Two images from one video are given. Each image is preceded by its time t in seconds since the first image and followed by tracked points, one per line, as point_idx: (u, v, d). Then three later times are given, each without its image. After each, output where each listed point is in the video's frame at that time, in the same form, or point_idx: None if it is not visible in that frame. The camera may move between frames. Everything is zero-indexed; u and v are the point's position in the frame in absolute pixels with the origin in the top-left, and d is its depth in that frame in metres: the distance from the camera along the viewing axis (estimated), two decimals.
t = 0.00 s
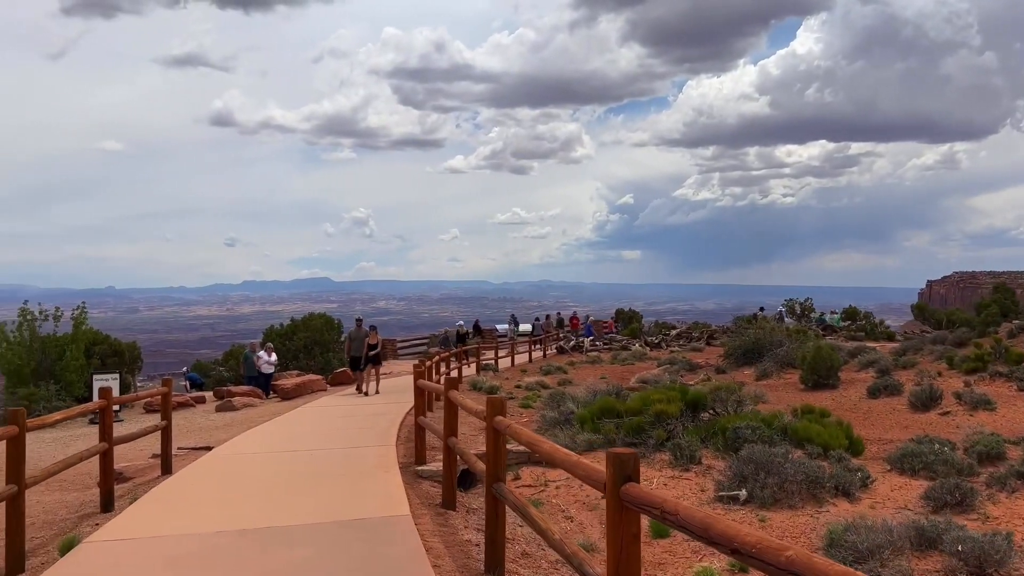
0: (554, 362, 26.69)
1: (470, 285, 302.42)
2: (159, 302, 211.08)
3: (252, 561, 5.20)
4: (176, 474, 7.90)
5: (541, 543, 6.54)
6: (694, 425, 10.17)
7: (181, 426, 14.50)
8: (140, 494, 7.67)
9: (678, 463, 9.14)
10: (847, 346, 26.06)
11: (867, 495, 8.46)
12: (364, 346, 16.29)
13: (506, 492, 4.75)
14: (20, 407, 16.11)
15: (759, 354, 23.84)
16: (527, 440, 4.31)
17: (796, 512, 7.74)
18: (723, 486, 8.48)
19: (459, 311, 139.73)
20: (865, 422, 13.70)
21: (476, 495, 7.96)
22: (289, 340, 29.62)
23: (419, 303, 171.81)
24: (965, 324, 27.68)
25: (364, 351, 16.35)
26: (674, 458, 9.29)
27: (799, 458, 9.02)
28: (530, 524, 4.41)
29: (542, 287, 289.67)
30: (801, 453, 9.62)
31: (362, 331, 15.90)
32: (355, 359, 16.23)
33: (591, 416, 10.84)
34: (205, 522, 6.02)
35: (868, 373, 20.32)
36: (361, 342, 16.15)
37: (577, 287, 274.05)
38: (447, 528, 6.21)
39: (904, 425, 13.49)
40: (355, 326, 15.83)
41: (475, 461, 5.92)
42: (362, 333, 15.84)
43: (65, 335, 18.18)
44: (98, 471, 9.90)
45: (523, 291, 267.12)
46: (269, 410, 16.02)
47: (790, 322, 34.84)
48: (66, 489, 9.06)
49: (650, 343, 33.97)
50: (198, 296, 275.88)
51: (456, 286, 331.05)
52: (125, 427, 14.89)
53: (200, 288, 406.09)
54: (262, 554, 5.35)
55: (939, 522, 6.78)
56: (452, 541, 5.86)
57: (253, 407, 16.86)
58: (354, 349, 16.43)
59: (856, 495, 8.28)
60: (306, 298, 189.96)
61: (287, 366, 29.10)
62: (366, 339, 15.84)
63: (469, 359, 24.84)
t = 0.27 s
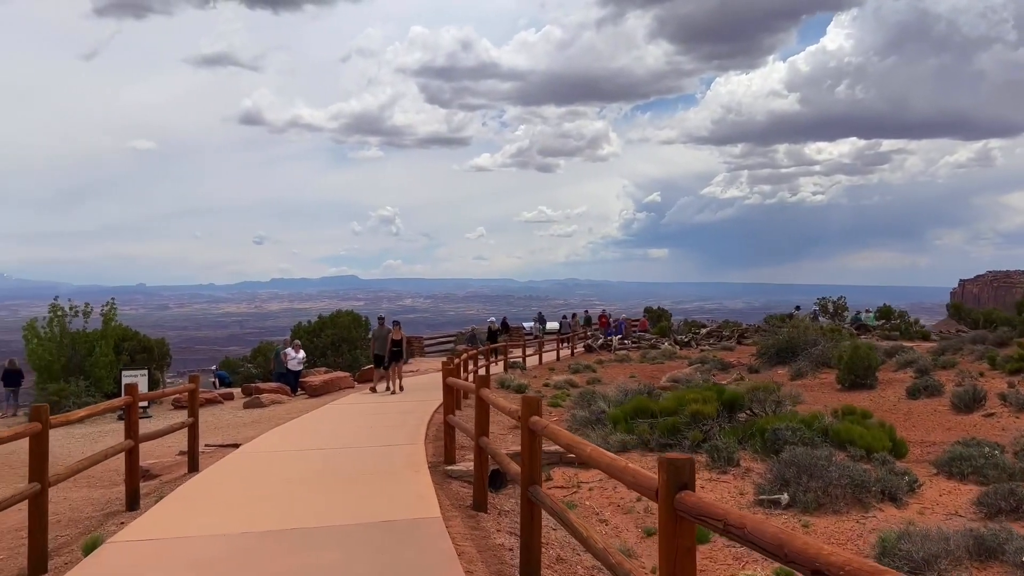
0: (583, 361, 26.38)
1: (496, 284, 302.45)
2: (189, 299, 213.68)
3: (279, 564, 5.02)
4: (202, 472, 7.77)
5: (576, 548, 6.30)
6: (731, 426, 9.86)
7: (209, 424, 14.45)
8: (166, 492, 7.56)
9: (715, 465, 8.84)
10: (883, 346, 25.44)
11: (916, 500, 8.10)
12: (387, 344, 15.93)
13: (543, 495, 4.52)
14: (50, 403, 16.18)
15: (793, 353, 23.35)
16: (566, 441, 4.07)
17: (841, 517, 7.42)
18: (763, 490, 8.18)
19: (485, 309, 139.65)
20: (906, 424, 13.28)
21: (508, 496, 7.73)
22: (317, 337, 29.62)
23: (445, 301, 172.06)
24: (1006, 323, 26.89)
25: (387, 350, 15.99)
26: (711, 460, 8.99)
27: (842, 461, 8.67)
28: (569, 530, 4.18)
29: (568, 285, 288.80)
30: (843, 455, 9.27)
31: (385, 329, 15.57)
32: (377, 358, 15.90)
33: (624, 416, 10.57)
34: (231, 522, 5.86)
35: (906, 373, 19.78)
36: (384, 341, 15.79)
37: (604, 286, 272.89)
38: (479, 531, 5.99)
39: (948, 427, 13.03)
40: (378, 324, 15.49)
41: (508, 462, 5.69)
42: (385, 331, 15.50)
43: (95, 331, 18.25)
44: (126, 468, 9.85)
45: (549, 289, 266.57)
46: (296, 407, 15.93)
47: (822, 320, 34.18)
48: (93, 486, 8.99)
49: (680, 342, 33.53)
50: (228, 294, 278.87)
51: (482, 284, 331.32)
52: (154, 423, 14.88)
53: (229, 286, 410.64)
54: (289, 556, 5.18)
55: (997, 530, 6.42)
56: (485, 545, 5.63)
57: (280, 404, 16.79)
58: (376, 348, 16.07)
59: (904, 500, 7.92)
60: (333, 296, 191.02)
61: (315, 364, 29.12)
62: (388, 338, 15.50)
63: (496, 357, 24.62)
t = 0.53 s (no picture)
0: (610, 358, 26.10)
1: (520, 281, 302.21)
2: (217, 296, 215.96)
3: (307, 568, 4.86)
4: (228, 471, 7.65)
5: (612, 555, 6.07)
6: (769, 427, 9.58)
7: (237, 421, 14.41)
8: (193, 492, 7.46)
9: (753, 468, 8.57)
10: (919, 345, 24.86)
11: (964, 506, 7.76)
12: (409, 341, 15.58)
13: (582, 502, 4.30)
14: (81, 399, 16.27)
15: (825, 352, 22.90)
16: (609, 447, 3.84)
17: (887, 523, 7.11)
18: (804, 494, 7.89)
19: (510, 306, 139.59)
20: (947, 425, 12.87)
21: (539, 498, 7.53)
22: (343, 334, 29.62)
23: (470, 298, 172.25)
24: None
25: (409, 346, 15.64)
26: (749, 461, 8.72)
27: (885, 464, 8.36)
28: (611, 540, 3.96)
29: (593, 282, 287.79)
30: (885, 458, 8.94)
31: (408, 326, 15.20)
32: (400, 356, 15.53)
33: (657, 417, 10.32)
34: (258, 525, 5.73)
35: (944, 373, 19.27)
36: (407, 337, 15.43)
37: (629, 283, 271.57)
38: (513, 536, 5.79)
39: (991, 429, 12.60)
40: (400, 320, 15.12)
41: (544, 466, 5.49)
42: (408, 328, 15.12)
43: (124, 328, 18.32)
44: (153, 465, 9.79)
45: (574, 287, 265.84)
46: (323, 404, 15.86)
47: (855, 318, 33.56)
48: (121, 484, 8.95)
49: (708, 340, 33.08)
50: (255, 291, 281.56)
51: (507, 281, 331.28)
52: (182, 420, 14.88)
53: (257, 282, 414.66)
54: (318, 560, 5.02)
55: None
56: (519, 552, 5.43)
57: (307, 400, 16.74)
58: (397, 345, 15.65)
59: (952, 507, 7.60)
60: (359, 293, 192.08)
61: (341, 360, 29.12)
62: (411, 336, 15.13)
63: (523, 354, 24.42)
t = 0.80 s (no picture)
0: (637, 355, 25.78)
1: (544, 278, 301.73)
2: (244, 292, 217.98)
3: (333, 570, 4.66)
4: (253, 469, 7.50)
5: (650, 557, 5.81)
6: (807, 425, 9.26)
7: (262, 416, 14.33)
8: (218, 488, 7.32)
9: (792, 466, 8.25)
10: (955, 341, 24.25)
11: (1017, 508, 7.40)
12: (430, 336, 15.23)
13: (623, 503, 4.05)
14: (107, 394, 16.29)
15: (857, 349, 22.42)
16: (655, 446, 3.59)
17: (936, 526, 6.78)
18: (848, 495, 7.57)
19: (534, 303, 139.36)
20: (990, 424, 12.43)
21: (571, 498, 7.29)
22: (368, 330, 29.56)
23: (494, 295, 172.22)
24: None
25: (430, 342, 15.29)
26: (787, 460, 8.41)
27: (931, 463, 8.01)
28: (657, 545, 3.71)
29: (618, 279, 286.54)
30: (930, 457, 8.59)
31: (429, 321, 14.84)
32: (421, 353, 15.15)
33: (691, 414, 10.03)
34: (284, 524, 5.55)
35: (983, 370, 18.74)
36: (427, 332, 15.07)
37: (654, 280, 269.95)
38: (546, 537, 5.55)
39: None
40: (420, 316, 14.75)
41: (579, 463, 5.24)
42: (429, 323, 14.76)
43: (150, 323, 18.34)
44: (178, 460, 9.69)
45: (598, 283, 264.89)
46: (348, 399, 15.74)
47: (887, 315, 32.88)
48: (145, 480, 8.85)
49: (736, 337, 32.60)
50: (281, 287, 283.87)
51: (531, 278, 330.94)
52: (208, 416, 14.84)
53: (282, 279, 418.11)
54: (344, 561, 4.82)
55: None
56: (554, 554, 5.19)
57: (332, 396, 16.64)
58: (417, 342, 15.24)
59: (1005, 509, 7.24)
60: (383, 290, 192.89)
61: (366, 356, 29.07)
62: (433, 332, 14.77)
63: (549, 350, 24.19)
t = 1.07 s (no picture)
0: (659, 351, 25.48)
1: (564, 274, 301.06)
2: (265, 289, 219.32)
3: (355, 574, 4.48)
4: (274, 467, 7.38)
5: (683, 563, 5.58)
6: (841, 425, 8.99)
7: (283, 412, 14.25)
8: (238, 487, 7.20)
9: (826, 467, 7.98)
10: (986, 338, 23.71)
11: None
12: (450, 334, 14.82)
13: (660, 508, 3.85)
14: (129, 389, 16.30)
15: (885, 346, 21.98)
16: (696, 450, 3.37)
17: (979, 529, 6.49)
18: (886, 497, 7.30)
19: (553, 299, 139.05)
20: None
21: (598, 499, 7.08)
22: (388, 326, 29.48)
23: (514, 291, 172.09)
24: None
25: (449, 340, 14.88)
26: (821, 461, 8.14)
27: (972, 464, 7.71)
28: (698, 554, 3.49)
29: (638, 275, 285.23)
30: (969, 458, 8.27)
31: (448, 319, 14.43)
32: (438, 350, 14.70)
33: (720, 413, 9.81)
34: (304, 525, 5.39)
35: (1017, 367, 18.26)
36: (447, 329, 14.65)
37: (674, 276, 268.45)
38: (575, 541, 5.34)
39: None
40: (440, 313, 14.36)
41: (610, 465, 5.02)
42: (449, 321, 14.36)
43: (171, 318, 18.34)
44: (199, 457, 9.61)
45: (618, 280, 263.88)
46: (369, 396, 15.62)
47: (915, 310, 32.28)
48: (166, 477, 8.76)
49: (760, 333, 32.18)
50: (302, 284, 285.46)
51: (550, 274, 330.36)
52: (229, 412, 14.79)
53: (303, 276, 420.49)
54: (366, 564, 4.64)
55: None
56: (584, 559, 4.98)
57: (353, 392, 16.53)
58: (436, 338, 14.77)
59: None
60: (403, 286, 193.30)
61: (387, 352, 29.00)
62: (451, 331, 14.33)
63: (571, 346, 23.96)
